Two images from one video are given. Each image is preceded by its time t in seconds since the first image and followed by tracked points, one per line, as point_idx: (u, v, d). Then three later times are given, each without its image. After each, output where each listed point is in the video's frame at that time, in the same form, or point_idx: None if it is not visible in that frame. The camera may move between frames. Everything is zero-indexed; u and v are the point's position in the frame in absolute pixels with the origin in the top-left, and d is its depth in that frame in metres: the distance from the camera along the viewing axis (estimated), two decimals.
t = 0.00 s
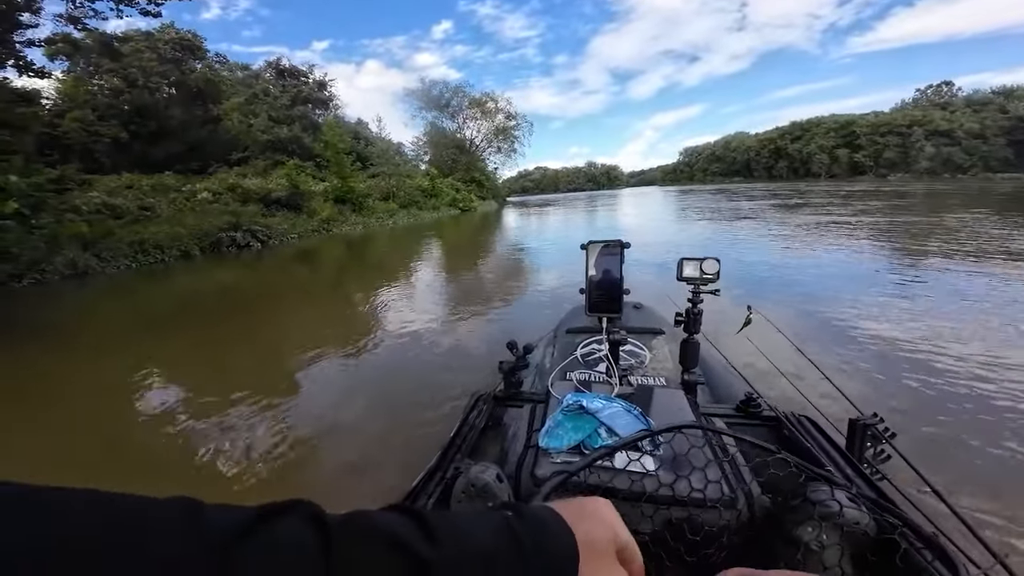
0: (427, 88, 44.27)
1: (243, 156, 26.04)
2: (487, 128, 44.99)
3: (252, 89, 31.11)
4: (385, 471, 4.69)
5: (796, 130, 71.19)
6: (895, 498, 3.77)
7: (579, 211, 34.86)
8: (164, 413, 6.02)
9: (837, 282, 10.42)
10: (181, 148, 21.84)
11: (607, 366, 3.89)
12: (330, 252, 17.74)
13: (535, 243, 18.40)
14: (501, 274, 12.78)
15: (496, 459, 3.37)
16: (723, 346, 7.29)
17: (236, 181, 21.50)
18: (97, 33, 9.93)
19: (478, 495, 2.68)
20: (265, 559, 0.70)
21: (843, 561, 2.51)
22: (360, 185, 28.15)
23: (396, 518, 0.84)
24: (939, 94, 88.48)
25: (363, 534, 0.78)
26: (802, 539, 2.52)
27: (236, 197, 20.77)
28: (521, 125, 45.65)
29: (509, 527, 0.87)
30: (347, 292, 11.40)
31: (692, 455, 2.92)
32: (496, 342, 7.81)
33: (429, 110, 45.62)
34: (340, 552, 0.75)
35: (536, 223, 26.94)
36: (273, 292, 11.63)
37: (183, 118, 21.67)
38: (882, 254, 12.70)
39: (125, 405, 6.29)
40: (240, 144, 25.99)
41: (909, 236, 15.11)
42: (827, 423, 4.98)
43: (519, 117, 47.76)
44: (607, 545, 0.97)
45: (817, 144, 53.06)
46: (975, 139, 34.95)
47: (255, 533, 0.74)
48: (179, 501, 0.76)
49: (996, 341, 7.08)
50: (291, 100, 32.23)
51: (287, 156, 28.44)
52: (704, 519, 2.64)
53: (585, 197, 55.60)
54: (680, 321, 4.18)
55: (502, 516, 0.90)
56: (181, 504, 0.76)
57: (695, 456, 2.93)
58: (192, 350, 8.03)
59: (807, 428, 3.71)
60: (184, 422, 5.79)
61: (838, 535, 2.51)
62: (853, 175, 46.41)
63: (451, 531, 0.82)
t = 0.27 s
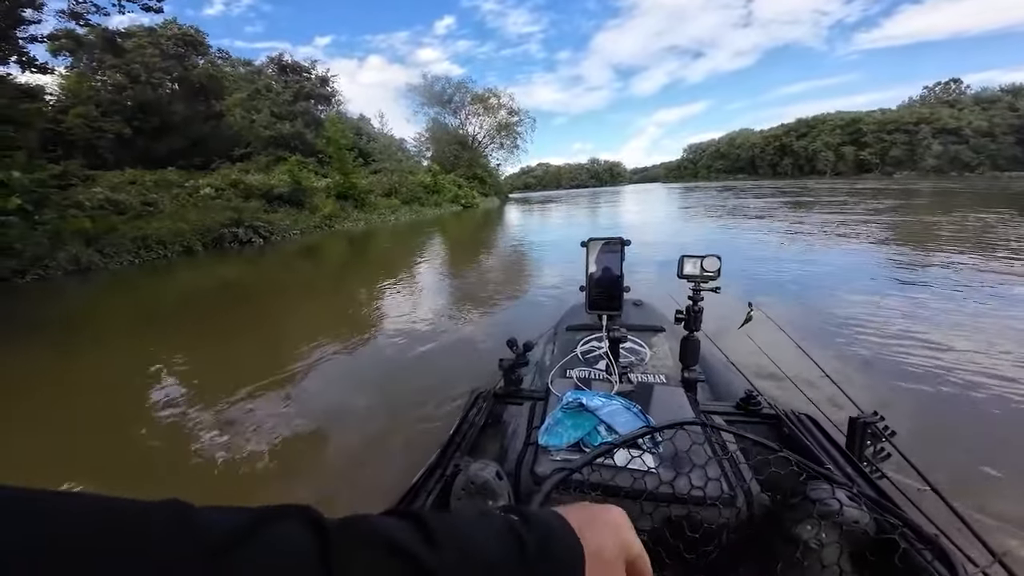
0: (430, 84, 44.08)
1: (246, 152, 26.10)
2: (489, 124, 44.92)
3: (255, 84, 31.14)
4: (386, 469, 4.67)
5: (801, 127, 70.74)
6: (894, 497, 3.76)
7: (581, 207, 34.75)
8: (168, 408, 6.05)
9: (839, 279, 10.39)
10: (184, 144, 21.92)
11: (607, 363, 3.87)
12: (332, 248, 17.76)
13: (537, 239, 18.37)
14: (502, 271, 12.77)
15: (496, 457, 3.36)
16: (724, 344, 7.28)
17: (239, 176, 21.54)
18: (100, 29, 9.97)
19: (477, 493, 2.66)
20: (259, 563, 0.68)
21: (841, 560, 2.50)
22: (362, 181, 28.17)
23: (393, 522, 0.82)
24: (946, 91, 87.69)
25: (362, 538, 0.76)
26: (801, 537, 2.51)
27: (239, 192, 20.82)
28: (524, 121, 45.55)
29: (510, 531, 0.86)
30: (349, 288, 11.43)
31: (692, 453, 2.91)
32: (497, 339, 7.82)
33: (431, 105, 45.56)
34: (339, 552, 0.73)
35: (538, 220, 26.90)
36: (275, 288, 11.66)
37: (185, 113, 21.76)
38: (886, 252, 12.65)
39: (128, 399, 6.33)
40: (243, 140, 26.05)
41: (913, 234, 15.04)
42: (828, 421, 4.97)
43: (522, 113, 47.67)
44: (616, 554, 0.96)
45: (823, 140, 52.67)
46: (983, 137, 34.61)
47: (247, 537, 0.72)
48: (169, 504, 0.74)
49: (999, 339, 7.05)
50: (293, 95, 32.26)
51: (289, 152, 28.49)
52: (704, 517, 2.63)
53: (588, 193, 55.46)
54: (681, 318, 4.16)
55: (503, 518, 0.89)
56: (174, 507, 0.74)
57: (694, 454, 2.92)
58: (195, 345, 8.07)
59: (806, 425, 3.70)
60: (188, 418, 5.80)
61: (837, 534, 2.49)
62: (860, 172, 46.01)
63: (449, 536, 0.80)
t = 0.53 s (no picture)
0: (431, 80, 44.10)
1: (248, 148, 26.16)
2: (491, 120, 44.86)
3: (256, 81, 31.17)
4: (383, 468, 4.64)
5: (805, 124, 70.34)
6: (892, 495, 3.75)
7: (583, 204, 34.67)
8: (170, 403, 6.09)
9: (841, 277, 10.35)
10: (187, 140, 22.00)
11: (606, 359, 3.85)
12: (334, 244, 17.78)
13: (539, 236, 18.35)
14: (503, 268, 12.77)
15: (494, 453, 3.35)
16: (725, 342, 7.26)
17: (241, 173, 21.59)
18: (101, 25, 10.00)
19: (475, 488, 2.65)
20: (240, 548, 0.68)
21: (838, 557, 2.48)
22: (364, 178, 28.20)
23: (378, 502, 0.80)
24: (952, 88, 86.97)
25: (347, 519, 0.75)
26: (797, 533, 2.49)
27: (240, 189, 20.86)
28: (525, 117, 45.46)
29: (494, 511, 0.83)
30: (350, 285, 11.44)
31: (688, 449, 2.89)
32: (497, 336, 7.83)
33: (433, 101, 45.52)
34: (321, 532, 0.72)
35: (540, 217, 26.85)
36: (276, 285, 11.68)
37: (187, 110, 21.88)
38: (888, 250, 12.59)
39: (131, 394, 6.38)
40: (245, 137, 26.12)
41: (917, 232, 14.96)
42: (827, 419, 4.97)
43: (524, 110, 47.59)
44: (593, 529, 0.90)
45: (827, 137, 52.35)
46: (990, 134, 34.31)
47: (228, 520, 0.71)
48: (149, 486, 0.73)
49: (1001, 337, 7.02)
50: (294, 92, 32.30)
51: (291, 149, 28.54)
52: (700, 513, 2.61)
53: (590, 190, 55.33)
54: (680, 315, 4.14)
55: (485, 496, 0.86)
56: (157, 489, 0.74)
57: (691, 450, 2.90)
58: (197, 341, 8.12)
59: (804, 422, 3.68)
60: (189, 413, 5.83)
61: (834, 531, 2.47)
62: (864, 169, 45.79)
63: (431, 516, 0.79)
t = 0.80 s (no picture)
0: (432, 76, 44.01)
1: (249, 145, 26.19)
2: (492, 116, 44.77)
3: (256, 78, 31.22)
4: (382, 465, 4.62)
5: (809, 120, 69.90)
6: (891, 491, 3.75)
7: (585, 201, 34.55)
8: (173, 398, 6.12)
9: (842, 274, 10.33)
10: (188, 137, 22.06)
11: (605, 355, 3.84)
12: (335, 241, 17.77)
13: (540, 233, 18.33)
14: (504, 265, 12.76)
15: (492, 448, 3.35)
16: (724, 338, 7.27)
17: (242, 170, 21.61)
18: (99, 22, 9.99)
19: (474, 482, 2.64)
20: (229, 534, 0.67)
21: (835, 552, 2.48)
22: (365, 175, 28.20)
23: (374, 478, 0.80)
24: (958, 84, 86.37)
25: (343, 497, 0.75)
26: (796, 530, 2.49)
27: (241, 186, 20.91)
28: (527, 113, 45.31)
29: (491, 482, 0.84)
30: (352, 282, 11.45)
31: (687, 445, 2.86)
32: (497, 331, 7.85)
33: (434, 98, 45.44)
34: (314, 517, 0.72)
35: (541, 213, 26.82)
36: (279, 282, 11.69)
37: (188, 108, 21.91)
38: (891, 247, 12.53)
39: (136, 390, 6.42)
40: (245, 134, 26.15)
41: (920, 228, 14.87)
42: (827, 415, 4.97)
43: (525, 106, 47.45)
44: (589, 519, 0.89)
45: (830, 133, 51.99)
46: (996, 131, 33.96)
47: (223, 501, 0.71)
48: (147, 466, 0.73)
49: (1003, 334, 6.99)
50: (295, 89, 32.32)
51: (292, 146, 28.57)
52: (699, 509, 2.58)
53: (592, 186, 55.16)
54: (679, 311, 4.13)
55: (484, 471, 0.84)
56: (151, 470, 0.73)
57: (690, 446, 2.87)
58: (200, 338, 8.16)
59: (803, 417, 3.67)
60: (192, 408, 5.87)
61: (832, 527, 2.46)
62: (867, 165, 45.54)
63: (431, 492, 0.78)
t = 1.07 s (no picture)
0: (432, 71, 43.86)
1: (247, 142, 26.16)
2: (492, 112, 44.66)
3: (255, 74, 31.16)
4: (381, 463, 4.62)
5: (810, 115, 69.63)
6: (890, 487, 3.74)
7: (585, 197, 34.47)
8: (173, 396, 6.10)
9: (842, 270, 10.32)
10: (186, 134, 22.04)
11: (602, 351, 3.82)
12: (335, 238, 17.74)
13: (540, 229, 18.32)
14: (503, 261, 12.76)
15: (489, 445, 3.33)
16: (724, 333, 7.27)
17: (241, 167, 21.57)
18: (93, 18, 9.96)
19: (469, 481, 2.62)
20: (254, 504, 0.62)
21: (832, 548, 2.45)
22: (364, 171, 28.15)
23: (401, 423, 0.81)
24: (960, 78, 86.07)
25: (374, 450, 0.73)
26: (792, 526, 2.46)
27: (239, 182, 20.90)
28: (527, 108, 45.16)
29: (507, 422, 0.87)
30: (352, 278, 11.43)
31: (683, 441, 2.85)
32: (496, 327, 7.85)
33: (433, 93, 45.33)
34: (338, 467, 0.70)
35: (542, 209, 26.78)
36: (279, 278, 11.67)
37: (186, 104, 21.90)
38: (891, 243, 12.51)
39: (135, 388, 6.41)
40: (244, 130, 26.11)
41: (920, 224, 14.83)
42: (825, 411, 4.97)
43: (525, 101, 47.31)
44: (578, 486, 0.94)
45: (832, 128, 51.77)
46: (999, 126, 33.77)
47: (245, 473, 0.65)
48: (167, 446, 0.68)
49: (1002, 329, 6.99)
50: (293, 85, 32.27)
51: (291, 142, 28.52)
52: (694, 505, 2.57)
53: (592, 182, 55.07)
54: (677, 306, 4.10)
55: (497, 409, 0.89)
56: (166, 446, 0.68)
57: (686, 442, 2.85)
58: (200, 335, 8.15)
59: (801, 412, 3.64)
60: (192, 405, 5.87)
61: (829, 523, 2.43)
62: (868, 160, 45.39)
63: (455, 431, 0.80)
